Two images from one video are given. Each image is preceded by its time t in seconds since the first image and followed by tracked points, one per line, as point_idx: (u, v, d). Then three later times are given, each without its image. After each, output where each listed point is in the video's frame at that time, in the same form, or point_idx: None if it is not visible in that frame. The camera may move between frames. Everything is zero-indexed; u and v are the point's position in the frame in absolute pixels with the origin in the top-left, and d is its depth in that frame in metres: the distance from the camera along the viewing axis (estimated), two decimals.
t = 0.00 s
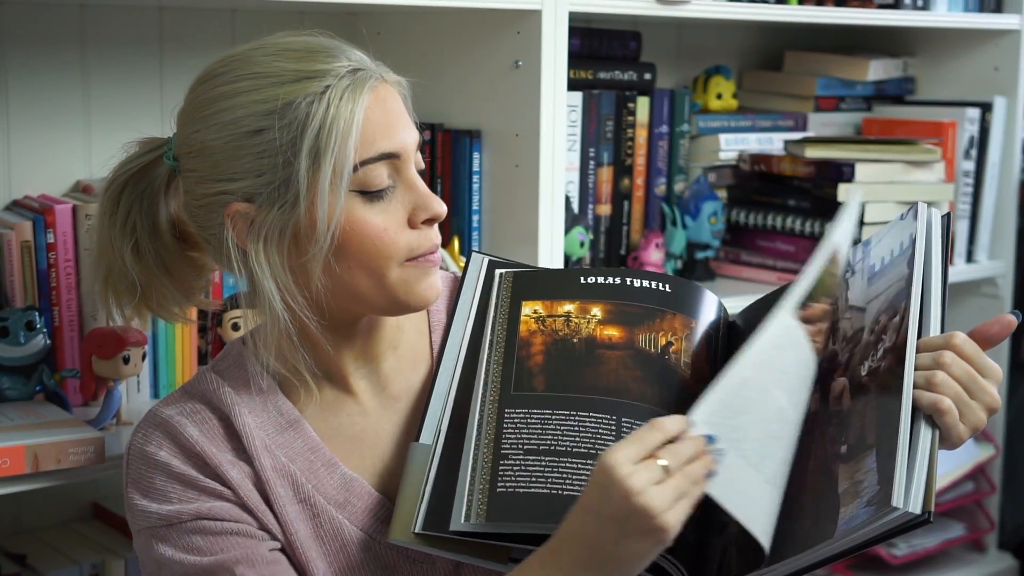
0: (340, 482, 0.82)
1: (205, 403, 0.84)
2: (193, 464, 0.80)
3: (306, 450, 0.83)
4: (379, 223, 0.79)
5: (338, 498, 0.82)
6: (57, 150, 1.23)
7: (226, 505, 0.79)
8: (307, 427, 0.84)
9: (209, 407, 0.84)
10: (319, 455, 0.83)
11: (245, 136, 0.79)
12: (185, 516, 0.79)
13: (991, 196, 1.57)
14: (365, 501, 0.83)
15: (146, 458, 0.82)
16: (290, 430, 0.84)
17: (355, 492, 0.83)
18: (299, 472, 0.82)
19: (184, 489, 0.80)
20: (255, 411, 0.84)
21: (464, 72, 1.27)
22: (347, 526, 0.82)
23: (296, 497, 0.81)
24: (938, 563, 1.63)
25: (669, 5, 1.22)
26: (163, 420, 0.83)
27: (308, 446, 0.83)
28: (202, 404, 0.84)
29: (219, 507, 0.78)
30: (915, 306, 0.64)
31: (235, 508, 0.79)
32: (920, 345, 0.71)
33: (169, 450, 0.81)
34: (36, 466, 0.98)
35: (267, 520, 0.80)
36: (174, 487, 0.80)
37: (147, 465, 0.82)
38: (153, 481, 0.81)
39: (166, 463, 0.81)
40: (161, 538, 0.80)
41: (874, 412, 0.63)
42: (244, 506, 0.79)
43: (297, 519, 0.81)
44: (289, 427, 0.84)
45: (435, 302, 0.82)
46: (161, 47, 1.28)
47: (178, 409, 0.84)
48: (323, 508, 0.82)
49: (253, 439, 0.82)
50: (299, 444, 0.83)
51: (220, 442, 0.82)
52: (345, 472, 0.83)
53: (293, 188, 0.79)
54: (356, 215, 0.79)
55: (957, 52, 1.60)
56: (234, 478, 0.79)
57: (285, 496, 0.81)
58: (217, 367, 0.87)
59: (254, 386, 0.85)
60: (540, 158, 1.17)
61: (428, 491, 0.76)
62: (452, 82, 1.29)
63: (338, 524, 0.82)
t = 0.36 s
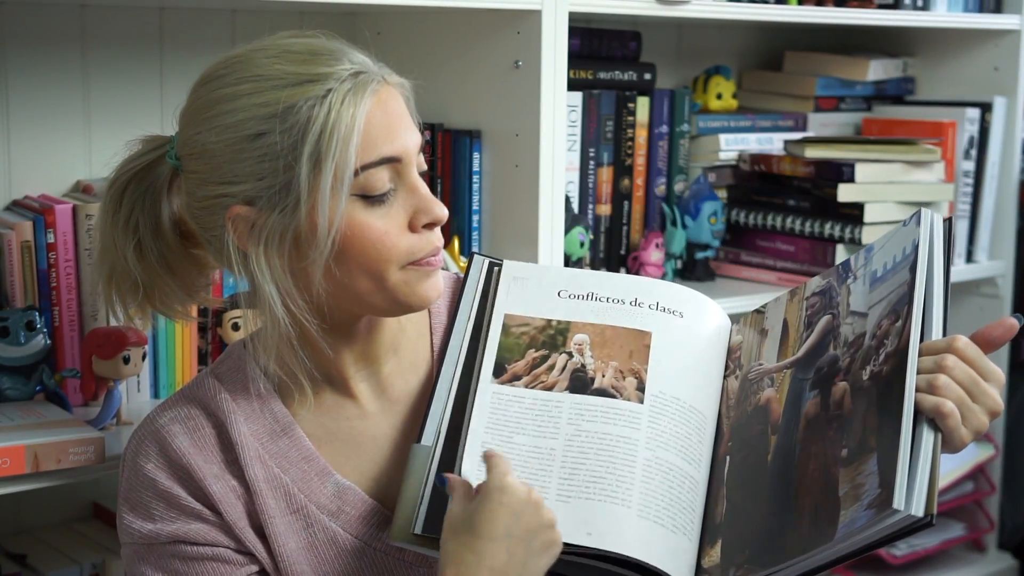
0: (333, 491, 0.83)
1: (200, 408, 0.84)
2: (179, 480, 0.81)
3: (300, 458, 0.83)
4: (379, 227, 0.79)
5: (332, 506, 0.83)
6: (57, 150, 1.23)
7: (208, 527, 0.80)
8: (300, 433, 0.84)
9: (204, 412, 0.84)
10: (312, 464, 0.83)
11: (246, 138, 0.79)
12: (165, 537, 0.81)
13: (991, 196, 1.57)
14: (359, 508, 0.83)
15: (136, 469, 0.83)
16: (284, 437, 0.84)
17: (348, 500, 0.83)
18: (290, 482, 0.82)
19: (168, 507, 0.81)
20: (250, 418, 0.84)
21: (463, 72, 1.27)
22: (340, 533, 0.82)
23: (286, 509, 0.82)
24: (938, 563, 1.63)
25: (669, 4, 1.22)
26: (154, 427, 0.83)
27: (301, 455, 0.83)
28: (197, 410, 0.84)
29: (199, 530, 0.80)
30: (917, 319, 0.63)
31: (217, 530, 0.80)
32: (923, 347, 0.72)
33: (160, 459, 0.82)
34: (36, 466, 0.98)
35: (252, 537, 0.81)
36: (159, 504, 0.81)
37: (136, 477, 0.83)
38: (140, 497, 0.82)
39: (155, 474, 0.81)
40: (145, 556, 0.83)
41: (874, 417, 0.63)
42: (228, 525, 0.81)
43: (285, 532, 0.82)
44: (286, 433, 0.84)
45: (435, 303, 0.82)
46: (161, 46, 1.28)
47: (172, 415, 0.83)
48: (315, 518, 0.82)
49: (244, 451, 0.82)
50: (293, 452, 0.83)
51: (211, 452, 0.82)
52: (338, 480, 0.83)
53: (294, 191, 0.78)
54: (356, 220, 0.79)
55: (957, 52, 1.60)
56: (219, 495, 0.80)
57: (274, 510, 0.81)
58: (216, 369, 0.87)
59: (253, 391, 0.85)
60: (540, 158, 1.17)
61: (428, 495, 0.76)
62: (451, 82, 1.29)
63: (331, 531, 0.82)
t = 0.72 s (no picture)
0: (345, 472, 0.83)
1: (207, 396, 0.84)
2: (204, 447, 0.80)
3: (311, 439, 0.83)
4: (377, 222, 0.79)
5: (344, 487, 0.82)
6: (58, 150, 1.24)
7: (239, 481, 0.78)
8: (310, 418, 0.85)
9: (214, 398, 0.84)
10: (324, 443, 0.83)
11: (242, 135, 0.79)
12: (200, 489, 0.78)
13: (991, 196, 1.57)
14: (367, 494, 0.83)
15: (153, 444, 0.81)
16: (295, 419, 0.84)
17: (359, 484, 0.83)
18: (306, 456, 0.82)
19: (195, 468, 0.79)
20: (260, 403, 0.84)
21: (463, 72, 1.27)
22: (354, 515, 0.82)
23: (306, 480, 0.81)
24: (938, 563, 1.63)
25: (669, 5, 1.22)
26: (168, 410, 0.83)
27: (313, 435, 0.84)
28: (204, 400, 0.83)
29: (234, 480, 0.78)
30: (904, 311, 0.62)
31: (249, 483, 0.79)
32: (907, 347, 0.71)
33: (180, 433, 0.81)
34: (36, 466, 0.98)
35: (280, 497, 0.79)
36: (185, 467, 0.80)
37: (155, 450, 0.81)
38: (162, 465, 0.80)
39: (176, 445, 0.80)
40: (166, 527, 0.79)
41: (860, 413, 0.61)
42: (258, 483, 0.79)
43: (307, 501, 0.81)
44: (297, 418, 0.84)
45: (429, 300, 0.83)
46: (161, 46, 1.28)
47: (181, 403, 0.83)
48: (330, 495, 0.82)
49: (262, 424, 0.82)
50: (304, 433, 0.84)
51: (228, 427, 0.82)
52: (350, 462, 0.84)
53: (293, 187, 0.78)
54: (355, 214, 0.79)
55: (957, 52, 1.60)
56: (246, 456, 0.79)
57: (296, 477, 0.81)
58: (215, 365, 0.87)
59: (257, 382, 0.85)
60: (540, 158, 1.17)
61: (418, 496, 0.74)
62: (451, 82, 1.29)
63: (344, 513, 0.81)
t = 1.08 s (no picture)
0: (344, 476, 0.82)
1: (207, 398, 0.84)
2: (200, 458, 0.80)
3: (310, 444, 0.83)
4: (388, 221, 0.79)
5: (343, 492, 0.82)
6: (57, 150, 1.24)
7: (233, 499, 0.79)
8: (312, 422, 0.84)
9: (214, 400, 0.84)
10: (324, 449, 0.83)
11: (254, 133, 0.79)
12: (191, 509, 0.78)
13: (991, 196, 1.57)
14: (369, 495, 0.83)
15: (151, 449, 0.82)
16: (294, 423, 0.84)
17: (360, 486, 0.83)
18: (303, 465, 0.82)
19: (191, 483, 0.80)
20: (260, 407, 0.83)
21: (464, 72, 1.27)
22: (353, 521, 0.82)
23: (303, 490, 0.81)
24: (938, 563, 1.63)
25: (668, 5, 1.22)
26: (167, 413, 0.83)
27: (313, 440, 0.83)
28: (206, 399, 0.83)
29: (226, 500, 0.78)
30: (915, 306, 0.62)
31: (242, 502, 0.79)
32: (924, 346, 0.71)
33: (178, 440, 0.81)
34: (36, 466, 0.98)
35: (275, 513, 0.80)
36: (180, 481, 0.80)
37: (153, 457, 0.81)
38: (158, 476, 0.81)
39: (173, 455, 0.80)
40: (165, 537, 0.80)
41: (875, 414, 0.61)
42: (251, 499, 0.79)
43: (304, 513, 0.81)
44: (297, 423, 0.84)
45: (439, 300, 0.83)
46: (161, 46, 1.28)
47: (180, 405, 0.83)
48: (328, 502, 0.82)
49: (259, 432, 0.82)
50: (303, 438, 0.83)
51: (225, 435, 0.82)
52: (350, 466, 0.83)
53: (304, 184, 0.78)
54: (366, 213, 0.79)
55: (957, 52, 1.60)
56: (241, 471, 0.79)
57: (291, 490, 0.81)
58: (221, 361, 0.87)
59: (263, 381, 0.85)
60: (540, 158, 1.17)
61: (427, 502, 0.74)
62: (451, 82, 1.29)
63: (343, 518, 0.81)
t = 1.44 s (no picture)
0: (345, 476, 0.83)
1: (208, 396, 0.84)
2: (200, 459, 0.81)
3: (311, 444, 0.83)
4: (383, 223, 0.79)
5: (344, 491, 0.82)
6: (57, 150, 1.24)
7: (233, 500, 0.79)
8: (312, 421, 0.84)
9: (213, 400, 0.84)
10: (324, 448, 0.83)
11: (251, 134, 0.79)
12: (191, 512, 0.79)
13: (991, 196, 1.57)
14: (370, 495, 0.83)
15: (152, 451, 0.82)
16: (294, 422, 0.84)
17: (360, 485, 0.83)
18: (303, 464, 0.82)
19: (191, 485, 0.80)
20: (260, 406, 0.84)
21: (463, 72, 1.27)
22: (354, 520, 0.82)
23: (302, 489, 0.82)
24: (937, 563, 1.63)
25: (668, 5, 1.22)
26: (168, 414, 0.83)
27: (313, 439, 0.83)
28: (206, 399, 0.84)
29: (226, 502, 0.79)
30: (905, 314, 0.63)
31: (242, 502, 0.79)
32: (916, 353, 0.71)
33: (177, 441, 0.81)
34: (36, 466, 0.98)
35: (275, 513, 0.80)
36: (180, 484, 0.80)
37: (154, 459, 0.82)
38: (159, 479, 0.81)
39: (173, 457, 0.81)
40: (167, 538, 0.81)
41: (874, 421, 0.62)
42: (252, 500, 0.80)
43: (304, 514, 0.81)
44: (297, 422, 0.84)
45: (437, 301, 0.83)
46: (161, 46, 1.28)
47: (181, 405, 0.83)
48: (329, 500, 0.82)
49: (258, 431, 0.82)
50: (304, 438, 0.83)
51: (225, 435, 0.82)
52: (350, 466, 0.83)
53: (299, 186, 0.78)
54: (361, 215, 0.79)
55: (957, 52, 1.60)
56: (241, 471, 0.80)
57: (291, 489, 0.81)
58: (222, 361, 0.87)
59: (264, 382, 0.85)
60: (540, 158, 1.17)
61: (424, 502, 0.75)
62: (452, 82, 1.29)
63: (344, 517, 0.82)
